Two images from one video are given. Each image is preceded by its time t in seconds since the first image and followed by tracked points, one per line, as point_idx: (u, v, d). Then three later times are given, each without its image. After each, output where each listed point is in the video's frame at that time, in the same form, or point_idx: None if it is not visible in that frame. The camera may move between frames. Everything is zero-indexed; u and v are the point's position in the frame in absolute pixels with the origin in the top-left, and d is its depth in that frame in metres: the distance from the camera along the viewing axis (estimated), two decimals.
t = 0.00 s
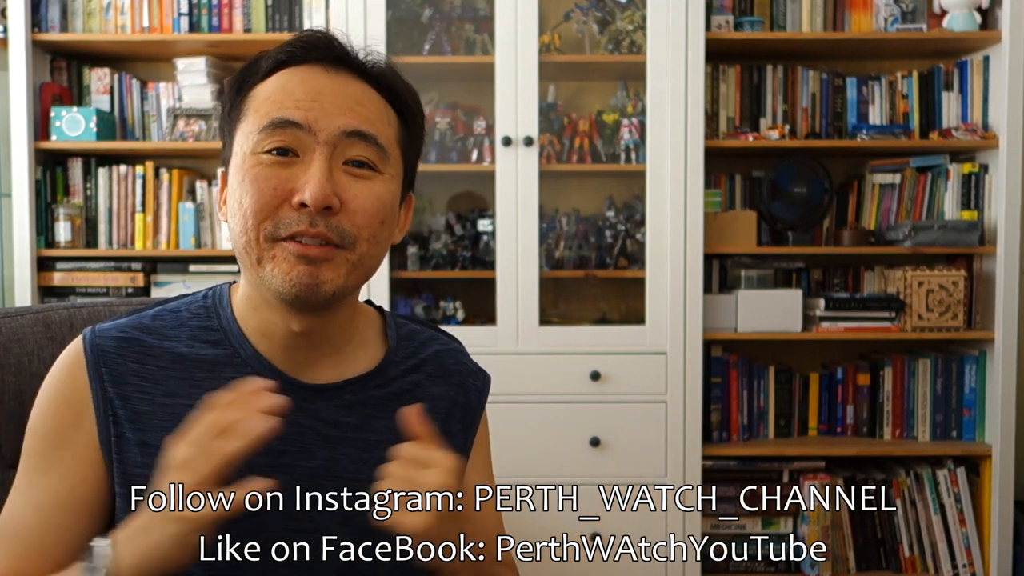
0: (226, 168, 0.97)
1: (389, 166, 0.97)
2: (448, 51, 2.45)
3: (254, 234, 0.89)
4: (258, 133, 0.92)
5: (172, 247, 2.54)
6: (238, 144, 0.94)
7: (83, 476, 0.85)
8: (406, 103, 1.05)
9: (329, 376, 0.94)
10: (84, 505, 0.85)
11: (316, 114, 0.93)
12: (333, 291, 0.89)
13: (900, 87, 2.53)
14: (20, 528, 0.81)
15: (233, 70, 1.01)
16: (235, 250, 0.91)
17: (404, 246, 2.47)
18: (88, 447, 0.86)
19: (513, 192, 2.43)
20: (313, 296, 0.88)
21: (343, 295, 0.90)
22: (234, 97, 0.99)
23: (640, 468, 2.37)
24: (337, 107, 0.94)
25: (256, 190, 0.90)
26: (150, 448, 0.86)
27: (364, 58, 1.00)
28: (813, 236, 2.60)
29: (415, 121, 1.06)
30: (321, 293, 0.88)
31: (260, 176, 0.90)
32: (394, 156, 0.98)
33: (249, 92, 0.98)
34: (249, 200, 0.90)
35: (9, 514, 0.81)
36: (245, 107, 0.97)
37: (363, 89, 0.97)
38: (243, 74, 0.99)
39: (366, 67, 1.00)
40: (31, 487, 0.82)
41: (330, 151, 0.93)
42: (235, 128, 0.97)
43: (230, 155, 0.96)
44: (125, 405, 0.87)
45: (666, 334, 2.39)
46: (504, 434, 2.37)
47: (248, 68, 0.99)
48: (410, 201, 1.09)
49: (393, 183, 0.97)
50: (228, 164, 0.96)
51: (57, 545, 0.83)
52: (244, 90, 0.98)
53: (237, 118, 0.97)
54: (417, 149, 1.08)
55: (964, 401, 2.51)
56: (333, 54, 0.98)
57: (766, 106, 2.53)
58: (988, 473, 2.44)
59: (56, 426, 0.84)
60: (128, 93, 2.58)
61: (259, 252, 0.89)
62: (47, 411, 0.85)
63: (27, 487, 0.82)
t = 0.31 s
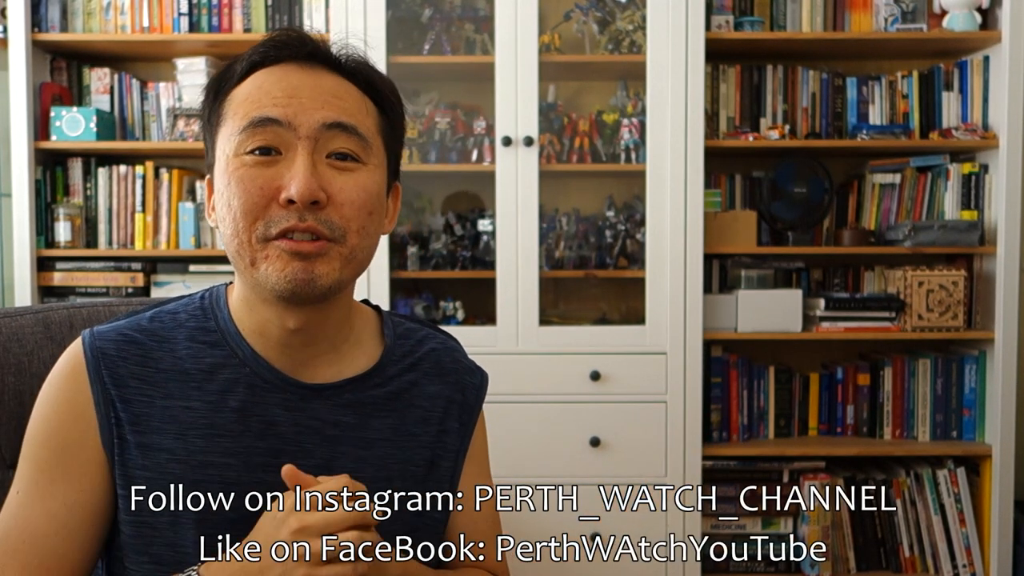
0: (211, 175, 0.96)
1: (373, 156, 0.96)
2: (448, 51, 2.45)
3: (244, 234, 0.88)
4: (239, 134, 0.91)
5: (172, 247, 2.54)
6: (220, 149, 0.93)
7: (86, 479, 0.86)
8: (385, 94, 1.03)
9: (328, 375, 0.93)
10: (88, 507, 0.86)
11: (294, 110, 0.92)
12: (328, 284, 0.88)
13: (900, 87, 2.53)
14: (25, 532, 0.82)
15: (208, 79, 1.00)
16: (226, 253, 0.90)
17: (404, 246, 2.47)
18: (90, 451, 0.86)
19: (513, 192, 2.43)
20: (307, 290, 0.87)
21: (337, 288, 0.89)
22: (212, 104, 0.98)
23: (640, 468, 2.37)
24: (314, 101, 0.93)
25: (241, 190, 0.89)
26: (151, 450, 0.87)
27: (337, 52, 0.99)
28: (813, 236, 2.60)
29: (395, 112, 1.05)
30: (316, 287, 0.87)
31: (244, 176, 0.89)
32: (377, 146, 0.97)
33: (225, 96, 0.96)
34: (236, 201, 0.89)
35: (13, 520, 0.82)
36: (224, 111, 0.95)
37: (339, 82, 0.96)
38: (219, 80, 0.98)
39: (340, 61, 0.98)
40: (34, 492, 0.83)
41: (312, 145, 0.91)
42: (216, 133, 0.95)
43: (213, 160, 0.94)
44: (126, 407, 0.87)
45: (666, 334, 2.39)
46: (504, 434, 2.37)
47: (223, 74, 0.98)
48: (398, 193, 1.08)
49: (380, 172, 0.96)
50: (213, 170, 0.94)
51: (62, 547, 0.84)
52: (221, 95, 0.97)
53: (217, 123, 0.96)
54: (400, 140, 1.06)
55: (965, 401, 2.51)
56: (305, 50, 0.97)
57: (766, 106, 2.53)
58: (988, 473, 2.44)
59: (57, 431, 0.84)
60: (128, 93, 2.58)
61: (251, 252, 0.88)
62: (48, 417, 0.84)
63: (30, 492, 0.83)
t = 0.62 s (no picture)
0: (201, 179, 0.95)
1: (364, 159, 0.94)
2: (448, 51, 2.45)
3: (235, 245, 0.87)
4: (226, 144, 0.89)
5: (172, 247, 2.54)
6: (209, 155, 0.92)
7: (83, 482, 0.86)
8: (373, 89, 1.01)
9: (324, 375, 0.93)
10: (86, 511, 0.86)
11: (282, 118, 0.90)
12: (321, 293, 0.87)
13: (900, 87, 2.53)
14: (23, 537, 0.83)
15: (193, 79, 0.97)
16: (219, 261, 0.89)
17: (404, 246, 2.47)
18: (86, 455, 0.86)
19: (513, 192, 2.43)
20: (302, 299, 0.87)
21: (331, 295, 0.89)
22: (198, 106, 0.96)
23: (639, 469, 2.37)
24: (301, 107, 0.91)
25: (231, 200, 0.88)
26: (146, 452, 0.87)
27: (323, 50, 0.96)
28: (813, 236, 2.60)
29: (385, 106, 1.03)
30: (310, 296, 0.87)
31: (234, 187, 0.88)
32: (367, 148, 0.96)
33: (211, 100, 0.94)
34: (226, 212, 0.88)
35: (11, 524, 0.83)
36: (211, 115, 0.94)
37: (327, 84, 0.94)
38: (204, 82, 0.96)
39: (327, 59, 0.96)
40: (31, 496, 0.84)
41: (301, 154, 0.90)
42: (204, 138, 0.94)
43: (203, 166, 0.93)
44: (121, 410, 0.88)
45: (666, 334, 2.39)
46: (503, 435, 2.37)
47: (209, 76, 0.95)
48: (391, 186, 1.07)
49: (371, 175, 0.95)
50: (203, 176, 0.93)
51: (60, 551, 0.85)
52: (207, 98, 0.95)
53: (205, 128, 0.94)
54: (391, 134, 1.05)
55: (965, 401, 2.51)
56: (290, 50, 0.94)
57: (766, 106, 2.53)
58: (988, 473, 2.44)
59: (54, 435, 0.85)
60: (128, 93, 2.58)
61: (243, 262, 0.87)
62: (45, 421, 0.85)
63: (27, 497, 0.84)
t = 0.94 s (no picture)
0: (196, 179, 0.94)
1: (361, 159, 0.94)
2: (448, 51, 2.45)
3: (232, 248, 0.87)
4: (220, 147, 0.88)
5: (172, 247, 2.53)
6: (203, 157, 0.91)
7: (81, 483, 0.86)
8: (368, 84, 0.99)
9: (321, 377, 0.93)
10: (84, 512, 0.87)
11: (276, 120, 0.89)
12: (318, 296, 0.88)
13: (900, 86, 2.53)
14: (23, 540, 0.83)
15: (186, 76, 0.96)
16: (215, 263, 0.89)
17: (404, 246, 2.47)
18: (84, 457, 0.86)
19: (513, 192, 2.43)
20: (299, 301, 0.87)
21: (329, 297, 0.89)
22: (192, 105, 0.95)
23: (638, 468, 2.37)
24: (296, 109, 0.90)
25: (227, 204, 0.87)
26: (144, 455, 0.87)
27: (318, 47, 0.94)
28: (813, 236, 2.60)
29: (381, 100, 1.02)
30: (307, 298, 0.87)
31: (229, 191, 0.88)
32: (364, 147, 0.95)
33: (205, 100, 0.93)
34: (222, 216, 0.87)
35: (10, 528, 0.83)
36: (204, 116, 0.92)
37: (321, 83, 0.92)
38: (197, 81, 0.94)
39: (321, 57, 0.94)
40: (28, 499, 0.84)
41: (297, 156, 0.89)
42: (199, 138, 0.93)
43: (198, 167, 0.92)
44: (118, 413, 0.87)
45: (666, 334, 2.39)
46: (502, 435, 2.37)
47: (202, 75, 0.94)
48: (388, 180, 1.06)
49: (368, 175, 0.94)
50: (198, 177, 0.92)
51: (60, 553, 0.85)
52: (200, 97, 0.94)
53: (199, 128, 0.93)
54: (387, 128, 1.04)
55: (965, 401, 2.51)
56: (284, 48, 0.93)
57: (766, 106, 2.53)
58: (988, 473, 2.44)
59: (51, 437, 0.85)
60: (128, 92, 2.58)
61: (239, 265, 0.87)
62: (42, 424, 0.85)
63: (25, 500, 0.84)
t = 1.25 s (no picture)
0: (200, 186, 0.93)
1: (368, 171, 0.93)
2: (448, 51, 2.45)
3: (238, 263, 0.87)
4: (227, 158, 0.88)
5: (172, 247, 2.53)
6: (208, 166, 0.90)
7: (81, 490, 0.87)
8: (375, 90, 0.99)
9: (323, 383, 0.93)
10: (84, 518, 0.87)
11: (284, 132, 0.88)
12: (325, 312, 0.87)
13: (900, 87, 2.53)
14: (22, 547, 0.83)
15: (190, 79, 0.95)
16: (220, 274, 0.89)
17: (404, 246, 2.47)
18: (83, 463, 0.87)
19: (513, 192, 2.43)
20: (305, 317, 0.87)
21: (335, 312, 0.89)
22: (196, 109, 0.94)
23: (639, 470, 2.37)
24: (304, 120, 0.89)
25: (233, 217, 0.87)
26: (144, 462, 0.87)
27: (325, 54, 0.93)
28: (813, 236, 2.60)
29: (387, 106, 1.01)
30: (313, 315, 0.87)
31: (235, 204, 0.87)
32: (371, 159, 0.94)
33: (210, 106, 0.92)
34: (228, 229, 0.87)
35: (10, 535, 0.83)
36: (210, 122, 0.92)
37: (329, 92, 0.91)
38: (202, 86, 0.93)
39: (328, 64, 0.93)
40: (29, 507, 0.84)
41: (304, 169, 0.89)
42: (204, 145, 0.92)
43: (202, 175, 0.92)
44: (118, 420, 0.87)
45: (666, 334, 2.39)
46: (502, 437, 2.37)
47: (207, 79, 0.93)
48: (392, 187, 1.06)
49: (374, 188, 0.94)
50: (202, 184, 0.92)
51: (60, 559, 0.85)
52: (205, 102, 0.93)
53: (204, 135, 0.92)
54: (393, 135, 1.03)
55: (964, 401, 2.51)
56: (291, 56, 0.92)
57: (766, 106, 2.53)
58: (988, 473, 2.44)
59: (50, 444, 0.85)
60: (128, 92, 2.58)
61: (245, 279, 0.87)
62: (41, 431, 0.85)
63: (25, 507, 0.84)
